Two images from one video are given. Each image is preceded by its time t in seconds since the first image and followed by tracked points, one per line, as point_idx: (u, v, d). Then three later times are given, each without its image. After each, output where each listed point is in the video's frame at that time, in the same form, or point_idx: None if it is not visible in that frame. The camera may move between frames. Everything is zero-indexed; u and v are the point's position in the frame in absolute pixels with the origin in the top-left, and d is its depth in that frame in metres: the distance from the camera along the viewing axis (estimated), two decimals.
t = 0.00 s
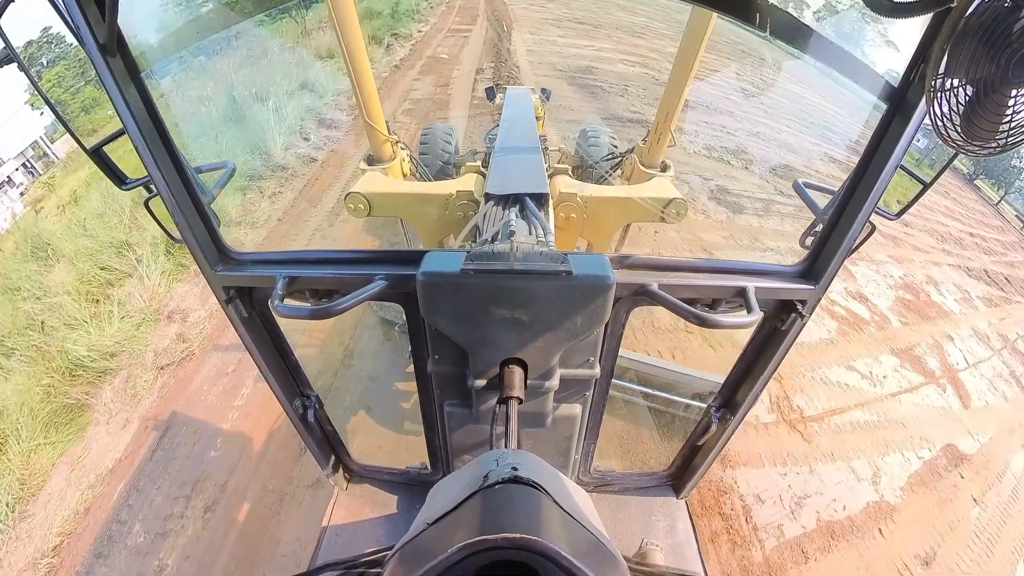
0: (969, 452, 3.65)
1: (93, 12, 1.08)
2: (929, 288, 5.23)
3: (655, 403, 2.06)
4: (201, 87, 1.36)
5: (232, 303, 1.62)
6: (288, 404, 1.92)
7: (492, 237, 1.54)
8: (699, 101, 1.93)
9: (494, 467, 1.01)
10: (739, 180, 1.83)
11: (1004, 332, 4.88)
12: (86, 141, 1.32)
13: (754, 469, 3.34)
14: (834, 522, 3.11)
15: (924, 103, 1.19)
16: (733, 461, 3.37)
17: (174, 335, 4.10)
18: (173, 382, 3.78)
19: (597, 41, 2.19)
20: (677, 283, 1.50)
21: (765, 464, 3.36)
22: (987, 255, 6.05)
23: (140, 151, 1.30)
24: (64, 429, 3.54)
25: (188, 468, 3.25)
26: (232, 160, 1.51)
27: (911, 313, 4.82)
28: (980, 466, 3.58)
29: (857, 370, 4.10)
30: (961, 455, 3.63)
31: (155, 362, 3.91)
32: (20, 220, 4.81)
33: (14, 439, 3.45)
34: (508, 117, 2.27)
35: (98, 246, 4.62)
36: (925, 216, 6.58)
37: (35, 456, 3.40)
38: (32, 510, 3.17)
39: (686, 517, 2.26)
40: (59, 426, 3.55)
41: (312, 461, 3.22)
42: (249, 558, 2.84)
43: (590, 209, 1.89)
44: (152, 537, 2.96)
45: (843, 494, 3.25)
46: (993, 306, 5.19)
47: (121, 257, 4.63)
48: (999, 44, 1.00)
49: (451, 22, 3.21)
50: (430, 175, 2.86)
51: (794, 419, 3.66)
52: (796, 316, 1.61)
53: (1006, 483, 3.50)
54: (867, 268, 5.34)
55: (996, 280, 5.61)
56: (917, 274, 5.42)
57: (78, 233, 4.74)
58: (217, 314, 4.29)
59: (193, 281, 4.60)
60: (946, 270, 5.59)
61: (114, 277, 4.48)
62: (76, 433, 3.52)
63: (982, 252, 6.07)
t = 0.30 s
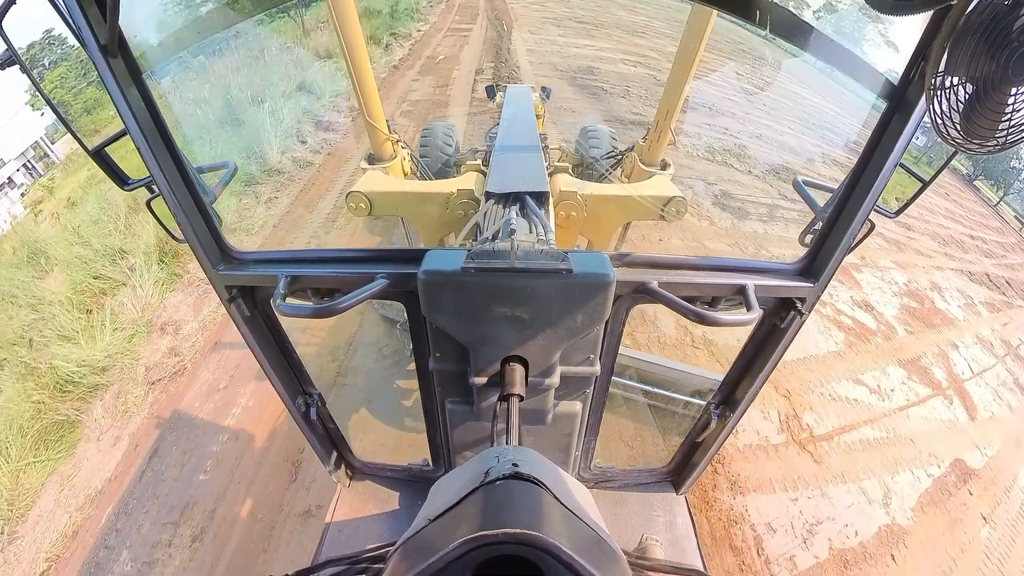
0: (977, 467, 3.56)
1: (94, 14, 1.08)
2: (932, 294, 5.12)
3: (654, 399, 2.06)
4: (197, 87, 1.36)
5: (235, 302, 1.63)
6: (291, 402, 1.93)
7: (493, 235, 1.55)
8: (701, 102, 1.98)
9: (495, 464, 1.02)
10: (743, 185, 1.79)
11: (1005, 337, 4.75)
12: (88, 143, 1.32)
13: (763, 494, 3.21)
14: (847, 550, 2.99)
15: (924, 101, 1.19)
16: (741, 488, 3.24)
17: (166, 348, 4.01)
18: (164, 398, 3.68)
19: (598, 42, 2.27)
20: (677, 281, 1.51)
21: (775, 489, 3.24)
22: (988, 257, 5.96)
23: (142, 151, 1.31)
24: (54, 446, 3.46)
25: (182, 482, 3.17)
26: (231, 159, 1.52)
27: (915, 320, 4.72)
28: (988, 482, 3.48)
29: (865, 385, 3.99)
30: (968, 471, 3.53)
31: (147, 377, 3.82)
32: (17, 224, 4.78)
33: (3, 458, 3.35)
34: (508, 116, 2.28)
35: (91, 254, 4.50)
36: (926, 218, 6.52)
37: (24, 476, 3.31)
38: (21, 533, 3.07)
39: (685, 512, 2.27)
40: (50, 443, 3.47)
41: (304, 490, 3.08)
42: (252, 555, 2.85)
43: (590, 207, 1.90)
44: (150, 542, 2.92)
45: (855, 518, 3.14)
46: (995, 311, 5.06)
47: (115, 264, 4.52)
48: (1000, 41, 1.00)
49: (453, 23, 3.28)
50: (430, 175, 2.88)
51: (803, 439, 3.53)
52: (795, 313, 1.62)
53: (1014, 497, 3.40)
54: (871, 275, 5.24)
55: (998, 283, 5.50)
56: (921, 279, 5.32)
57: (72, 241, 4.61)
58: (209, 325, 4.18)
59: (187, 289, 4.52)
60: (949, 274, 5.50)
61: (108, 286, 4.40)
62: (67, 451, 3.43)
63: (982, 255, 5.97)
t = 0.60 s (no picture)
0: (986, 483, 3.46)
1: (95, 15, 1.08)
2: (936, 301, 4.97)
3: (654, 397, 2.09)
4: (197, 87, 1.36)
5: (236, 301, 1.64)
6: (293, 400, 1.95)
7: (493, 234, 1.56)
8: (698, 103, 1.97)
9: (495, 461, 1.03)
10: (748, 190, 1.77)
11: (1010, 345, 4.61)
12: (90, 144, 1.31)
13: (775, 523, 3.11)
14: None
15: (923, 99, 1.19)
16: (752, 517, 3.14)
17: (157, 364, 3.95)
18: (154, 414, 3.63)
19: (599, 42, 2.32)
20: (676, 280, 1.52)
21: (787, 516, 3.14)
22: (989, 261, 5.85)
23: (143, 152, 1.31)
24: (43, 465, 3.40)
25: (171, 503, 3.12)
26: (233, 158, 1.53)
27: (920, 330, 4.56)
28: (996, 499, 3.38)
29: (874, 400, 3.87)
30: (978, 487, 3.43)
31: (137, 394, 3.75)
32: (14, 229, 4.71)
33: None
34: (508, 115, 2.28)
35: (87, 264, 4.49)
36: (927, 220, 6.43)
37: (11, 496, 3.25)
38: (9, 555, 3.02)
39: (684, 508, 2.28)
40: (38, 462, 3.41)
41: (294, 519, 3.00)
42: (256, 551, 2.88)
43: (590, 206, 1.91)
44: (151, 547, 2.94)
45: (868, 545, 3.05)
46: (998, 316, 4.92)
47: (108, 274, 4.47)
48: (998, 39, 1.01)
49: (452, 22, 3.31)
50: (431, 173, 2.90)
51: (813, 460, 3.44)
52: (794, 312, 1.63)
53: None
54: (876, 282, 5.08)
55: (999, 287, 5.37)
56: (925, 285, 5.16)
57: (66, 250, 4.59)
58: (202, 339, 4.10)
59: (180, 299, 4.45)
60: (952, 280, 5.35)
61: (101, 295, 4.33)
62: (57, 469, 3.38)
63: (983, 258, 5.89)
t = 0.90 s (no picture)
0: (994, 499, 3.39)
1: (96, 15, 1.09)
2: (940, 307, 4.93)
3: (654, 397, 2.14)
4: (198, 87, 1.37)
5: (238, 300, 1.65)
6: (294, 398, 1.95)
7: (493, 233, 1.56)
8: (702, 104, 1.90)
9: (495, 458, 1.04)
10: (751, 194, 1.71)
11: (1011, 350, 4.61)
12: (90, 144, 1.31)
13: (786, 554, 2.96)
14: None
15: (922, 99, 1.20)
16: (763, 549, 2.98)
17: (148, 379, 3.84)
18: (144, 432, 3.54)
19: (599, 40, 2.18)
20: (675, 278, 1.52)
21: (798, 547, 2.99)
22: (990, 264, 5.88)
23: (144, 151, 1.32)
24: (32, 484, 3.32)
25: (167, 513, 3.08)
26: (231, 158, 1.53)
27: (926, 338, 4.54)
28: (1005, 516, 3.31)
29: (882, 416, 3.77)
30: (986, 505, 3.35)
31: (127, 410, 3.67)
32: (12, 233, 4.74)
33: None
34: (508, 114, 2.29)
35: (82, 271, 4.37)
36: (928, 223, 6.43)
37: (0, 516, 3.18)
38: None
39: (683, 505, 2.29)
40: (28, 480, 3.33)
41: (284, 551, 2.88)
42: (257, 548, 2.89)
43: (590, 205, 1.92)
44: (150, 553, 2.92)
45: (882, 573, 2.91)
46: (1000, 321, 4.93)
47: (102, 283, 4.34)
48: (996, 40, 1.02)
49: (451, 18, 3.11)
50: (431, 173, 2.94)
51: (823, 483, 3.31)
52: (793, 310, 1.63)
53: None
54: (881, 290, 5.02)
55: (1000, 291, 5.37)
56: (929, 292, 5.12)
57: (60, 259, 4.48)
58: (195, 351, 4.02)
59: (172, 311, 4.36)
60: (954, 284, 5.34)
61: (93, 305, 4.22)
62: (46, 489, 3.30)
63: (985, 261, 5.90)
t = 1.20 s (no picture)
0: (1002, 516, 3.34)
1: (96, 15, 1.10)
2: (944, 315, 4.92)
3: (652, 394, 2.13)
4: (199, 87, 1.37)
5: (238, 299, 1.66)
6: (295, 397, 1.96)
7: (492, 232, 1.57)
8: (702, 106, 1.84)
9: (496, 456, 1.05)
10: (755, 200, 1.66)
11: (1015, 356, 4.59)
12: (91, 144, 1.32)
13: None
14: None
15: (919, 99, 1.22)
16: None
17: (140, 395, 3.75)
18: (135, 449, 3.45)
19: (599, 40, 2.14)
20: (674, 277, 1.54)
21: None
22: (991, 267, 5.89)
23: (145, 151, 1.33)
24: (21, 503, 3.26)
25: (163, 521, 3.05)
26: (234, 157, 1.53)
27: (931, 347, 4.51)
28: (1013, 533, 3.27)
29: (890, 431, 3.70)
30: (994, 522, 3.31)
31: (119, 427, 3.59)
32: (11, 237, 4.73)
33: None
34: (507, 113, 2.29)
35: (76, 281, 4.36)
36: (930, 226, 6.45)
37: None
38: None
39: (681, 502, 2.30)
40: (16, 500, 3.27)
41: None
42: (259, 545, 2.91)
43: (589, 205, 1.93)
44: (150, 559, 2.91)
45: None
46: (1002, 326, 4.93)
47: (96, 292, 4.33)
48: (993, 41, 1.02)
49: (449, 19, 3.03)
50: (431, 171, 2.94)
51: (834, 507, 3.21)
52: (790, 309, 1.65)
53: None
54: (886, 297, 4.97)
55: (1002, 295, 5.39)
56: (933, 299, 5.10)
57: (54, 267, 4.47)
58: (186, 365, 3.90)
59: (166, 321, 4.27)
60: (957, 289, 5.35)
61: (86, 315, 4.20)
62: (35, 510, 3.23)
63: (986, 264, 5.92)
